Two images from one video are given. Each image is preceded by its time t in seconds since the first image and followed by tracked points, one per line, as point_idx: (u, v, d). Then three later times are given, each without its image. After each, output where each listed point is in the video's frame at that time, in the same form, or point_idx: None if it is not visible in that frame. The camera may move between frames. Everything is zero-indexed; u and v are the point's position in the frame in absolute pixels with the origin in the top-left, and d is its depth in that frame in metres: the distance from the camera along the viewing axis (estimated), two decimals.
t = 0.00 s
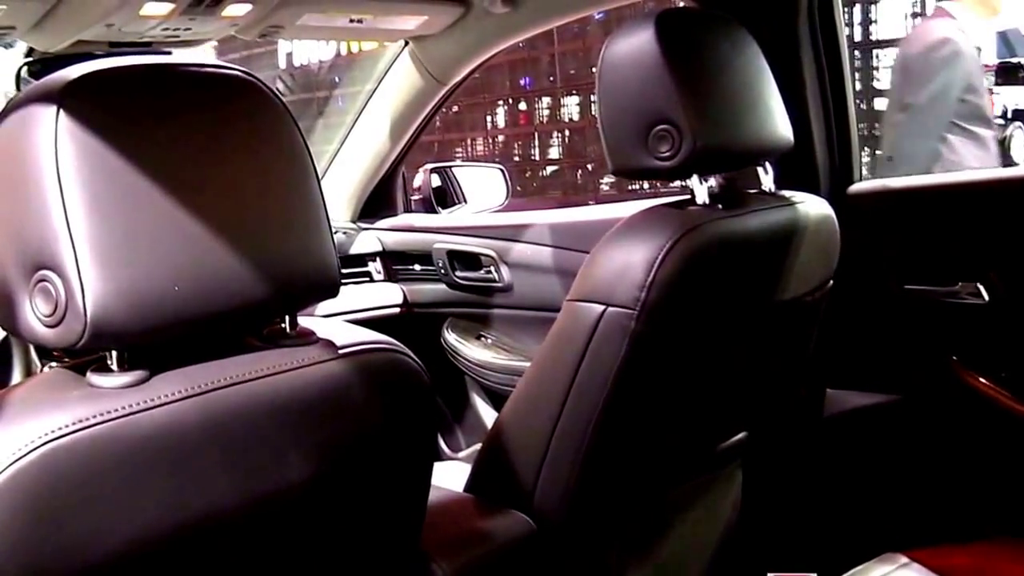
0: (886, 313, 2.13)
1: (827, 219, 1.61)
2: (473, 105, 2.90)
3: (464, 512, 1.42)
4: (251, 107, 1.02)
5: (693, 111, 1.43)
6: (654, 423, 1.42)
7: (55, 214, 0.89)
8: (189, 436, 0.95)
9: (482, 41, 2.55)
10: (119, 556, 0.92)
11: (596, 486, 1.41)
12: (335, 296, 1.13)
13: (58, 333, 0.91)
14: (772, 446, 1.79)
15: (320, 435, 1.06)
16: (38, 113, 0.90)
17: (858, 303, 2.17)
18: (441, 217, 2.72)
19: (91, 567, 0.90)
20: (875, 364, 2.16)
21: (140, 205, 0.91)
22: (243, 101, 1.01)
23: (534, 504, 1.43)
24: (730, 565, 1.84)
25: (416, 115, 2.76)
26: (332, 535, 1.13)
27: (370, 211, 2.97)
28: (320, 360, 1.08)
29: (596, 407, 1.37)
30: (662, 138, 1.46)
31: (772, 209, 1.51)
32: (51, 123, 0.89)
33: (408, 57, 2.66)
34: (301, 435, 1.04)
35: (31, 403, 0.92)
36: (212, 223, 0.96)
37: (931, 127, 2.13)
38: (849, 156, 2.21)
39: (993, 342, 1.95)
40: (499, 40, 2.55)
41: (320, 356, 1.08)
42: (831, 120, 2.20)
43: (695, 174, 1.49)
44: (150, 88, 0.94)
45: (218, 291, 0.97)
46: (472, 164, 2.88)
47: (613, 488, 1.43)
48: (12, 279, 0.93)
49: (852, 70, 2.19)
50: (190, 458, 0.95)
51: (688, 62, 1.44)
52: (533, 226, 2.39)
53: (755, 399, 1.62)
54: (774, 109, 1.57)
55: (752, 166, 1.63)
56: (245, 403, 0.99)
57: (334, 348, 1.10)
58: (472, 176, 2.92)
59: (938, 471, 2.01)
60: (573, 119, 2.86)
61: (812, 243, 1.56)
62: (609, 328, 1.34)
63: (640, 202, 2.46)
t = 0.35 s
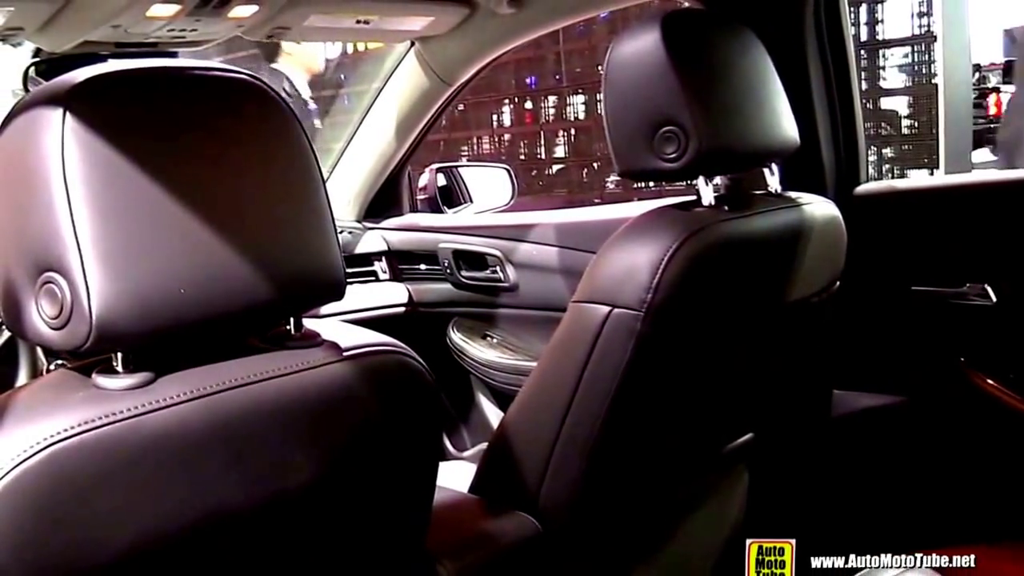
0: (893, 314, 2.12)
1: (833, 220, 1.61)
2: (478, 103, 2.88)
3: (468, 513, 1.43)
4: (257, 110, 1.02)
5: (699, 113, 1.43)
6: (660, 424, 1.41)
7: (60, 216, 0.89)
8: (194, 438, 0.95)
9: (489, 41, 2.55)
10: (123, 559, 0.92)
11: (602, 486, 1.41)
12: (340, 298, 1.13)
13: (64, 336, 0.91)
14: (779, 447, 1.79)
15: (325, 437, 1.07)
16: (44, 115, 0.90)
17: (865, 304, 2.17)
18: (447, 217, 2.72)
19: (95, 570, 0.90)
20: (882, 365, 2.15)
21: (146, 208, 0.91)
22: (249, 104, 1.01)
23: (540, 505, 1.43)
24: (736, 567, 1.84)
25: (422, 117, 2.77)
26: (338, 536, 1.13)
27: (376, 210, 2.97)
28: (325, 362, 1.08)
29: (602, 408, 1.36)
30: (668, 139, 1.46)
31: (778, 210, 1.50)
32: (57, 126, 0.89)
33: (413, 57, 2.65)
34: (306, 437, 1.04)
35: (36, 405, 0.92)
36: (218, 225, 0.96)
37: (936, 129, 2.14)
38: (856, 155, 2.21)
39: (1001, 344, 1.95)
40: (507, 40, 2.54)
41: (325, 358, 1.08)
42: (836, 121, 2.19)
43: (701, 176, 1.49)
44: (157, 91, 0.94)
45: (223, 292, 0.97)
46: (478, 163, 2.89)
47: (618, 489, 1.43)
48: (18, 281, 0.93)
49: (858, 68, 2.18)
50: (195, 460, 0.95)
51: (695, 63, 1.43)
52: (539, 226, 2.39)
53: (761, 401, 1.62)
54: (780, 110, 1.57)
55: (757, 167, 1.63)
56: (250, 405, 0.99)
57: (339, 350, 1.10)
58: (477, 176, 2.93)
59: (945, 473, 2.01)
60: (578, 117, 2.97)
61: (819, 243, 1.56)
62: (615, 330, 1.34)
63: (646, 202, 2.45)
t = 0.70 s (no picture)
0: (901, 307, 2.13)
1: (840, 213, 1.61)
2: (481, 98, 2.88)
3: (474, 507, 1.43)
4: (265, 104, 1.02)
5: (705, 105, 1.42)
6: (665, 417, 1.41)
7: (67, 209, 0.89)
8: (201, 430, 0.95)
9: (496, 33, 2.54)
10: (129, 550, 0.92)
11: (607, 479, 1.41)
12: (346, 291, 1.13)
13: (72, 328, 0.91)
14: (786, 442, 1.79)
15: (331, 429, 1.07)
16: (49, 108, 0.90)
17: (872, 298, 2.17)
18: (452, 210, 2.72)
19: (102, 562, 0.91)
20: (889, 360, 2.15)
21: (153, 201, 0.91)
22: (256, 97, 1.01)
23: (545, 499, 1.43)
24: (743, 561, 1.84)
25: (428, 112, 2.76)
26: (343, 529, 1.14)
27: (382, 204, 2.97)
28: (331, 355, 1.08)
29: (608, 401, 1.36)
30: (674, 133, 1.46)
31: (784, 204, 1.50)
32: (64, 120, 0.89)
33: (419, 51, 2.65)
34: (312, 430, 1.05)
35: (43, 397, 0.92)
36: (225, 218, 0.96)
37: (944, 120, 2.13)
38: (862, 148, 2.20)
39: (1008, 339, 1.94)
40: (514, 32, 2.53)
41: (331, 351, 1.08)
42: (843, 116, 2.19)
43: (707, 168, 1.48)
44: (164, 84, 0.94)
45: (229, 285, 0.97)
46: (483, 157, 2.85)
47: (624, 483, 1.43)
48: (25, 273, 0.93)
49: (864, 61, 2.17)
50: (201, 453, 0.95)
51: (700, 56, 1.42)
52: (545, 219, 2.38)
53: (768, 394, 1.62)
54: (787, 102, 1.56)
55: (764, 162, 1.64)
56: (257, 398, 1.00)
57: (345, 343, 1.10)
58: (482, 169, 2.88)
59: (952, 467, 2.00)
60: (584, 111, 2.94)
61: (826, 236, 1.55)
62: (621, 323, 1.34)
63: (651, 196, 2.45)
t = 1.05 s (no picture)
0: (904, 290, 2.13)
1: (844, 195, 1.60)
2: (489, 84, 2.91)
3: (478, 487, 1.44)
4: (271, 84, 1.02)
5: (708, 88, 1.42)
6: (669, 398, 1.42)
7: (75, 188, 0.89)
8: (206, 408, 0.96)
9: (501, 16, 2.53)
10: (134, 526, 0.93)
11: (610, 459, 1.42)
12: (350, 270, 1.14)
13: (78, 306, 0.92)
14: (790, 423, 1.80)
15: (336, 408, 1.07)
16: (57, 87, 0.91)
17: (877, 280, 2.17)
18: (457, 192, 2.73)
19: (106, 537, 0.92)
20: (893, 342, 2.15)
21: (159, 180, 0.92)
22: (263, 77, 1.01)
23: (549, 479, 1.44)
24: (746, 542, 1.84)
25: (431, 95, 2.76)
26: (348, 508, 1.14)
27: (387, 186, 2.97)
28: (336, 334, 1.09)
29: (612, 381, 1.37)
30: (677, 115, 1.45)
31: (788, 185, 1.50)
32: (72, 99, 0.90)
33: (424, 35, 2.64)
34: (317, 408, 1.05)
35: (49, 374, 0.93)
36: (232, 196, 0.97)
37: (949, 106, 2.12)
38: (867, 129, 2.20)
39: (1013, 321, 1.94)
40: (519, 15, 2.52)
41: (336, 330, 1.09)
42: (847, 99, 2.18)
43: (710, 150, 1.48)
44: (171, 63, 0.94)
45: (235, 264, 0.98)
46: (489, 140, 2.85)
47: (627, 463, 1.44)
48: (32, 250, 0.94)
49: (870, 46, 2.17)
50: (206, 430, 0.96)
51: (704, 38, 1.42)
52: (549, 201, 2.38)
53: (771, 376, 1.62)
54: (791, 85, 1.56)
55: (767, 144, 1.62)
56: (261, 376, 1.00)
57: (349, 323, 1.11)
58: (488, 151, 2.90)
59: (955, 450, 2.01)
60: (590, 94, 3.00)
61: (831, 218, 1.55)
62: (625, 304, 1.34)
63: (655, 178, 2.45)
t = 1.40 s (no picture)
0: (903, 267, 2.14)
1: (842, 173, 1.62)
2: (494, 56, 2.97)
3: (476, 457, 1.46)
4: (274, 57, 1.04)
5: (709, 65, 1.44)
6: (665, 371, 1.44)
7: (81, 157, 0.91)
8: (207, 374, 0.98)
9: None
10: (137, 489, 0.96)
11: (607, 431, 1.44)
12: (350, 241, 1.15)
13: (84, 273, 0.94)
14: (787, 397, 1.82)
15: (336, 375, 1.10)
16: (63, 58, 0.92)
17: (876, 257, 2.18)
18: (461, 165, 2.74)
19: (110, 499, 0.94)
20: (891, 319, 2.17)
21: (163, 150, 0.94)
22: (266, 50, 1.03)
23: (546, 449, 1.46)
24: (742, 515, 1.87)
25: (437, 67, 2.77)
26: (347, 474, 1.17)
27: (390, 159, 2.96)
28: (336, 304, 1.11)
29: (609, 354, 1.39)
30: (677, 91, 1.46)
31: (786, 162, 1.51)
32: (78, 69, 0.91)
33: (429, 10, 2.67)
34: (317, 376, 1.08)
35: (55, 339, 0.96)
36: (235, 167, 0.98)
37: (956, 84, 2.18)
38: (865, 109, 2.21)
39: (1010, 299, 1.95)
40: None
41: (336, 300, 1.11)
42: (848, 79, 2.18)
43: (709, 127, 1.48)
44: (176, 35, 0.95)
45: (238, 233, 1.00)
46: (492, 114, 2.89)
47: (622, 434, 1.46)
48: (39, 217, 0.96)
49: (875, 24, 2.17)
50: (208, 395, 0.99)
51: (705, 16, 1.44)
52: (551, 175, 2.40)
53: (768, 350, 1.64)
54: (791, 63, 1.57)
55: (766, 120, 1.63)
56: (262, 344, 1.03)
57: (349, 293, 1.13)
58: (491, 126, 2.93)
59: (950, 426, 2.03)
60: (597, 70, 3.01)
61: (828, 195, 1.56)
62: (624, 278, 1.36)
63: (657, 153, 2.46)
